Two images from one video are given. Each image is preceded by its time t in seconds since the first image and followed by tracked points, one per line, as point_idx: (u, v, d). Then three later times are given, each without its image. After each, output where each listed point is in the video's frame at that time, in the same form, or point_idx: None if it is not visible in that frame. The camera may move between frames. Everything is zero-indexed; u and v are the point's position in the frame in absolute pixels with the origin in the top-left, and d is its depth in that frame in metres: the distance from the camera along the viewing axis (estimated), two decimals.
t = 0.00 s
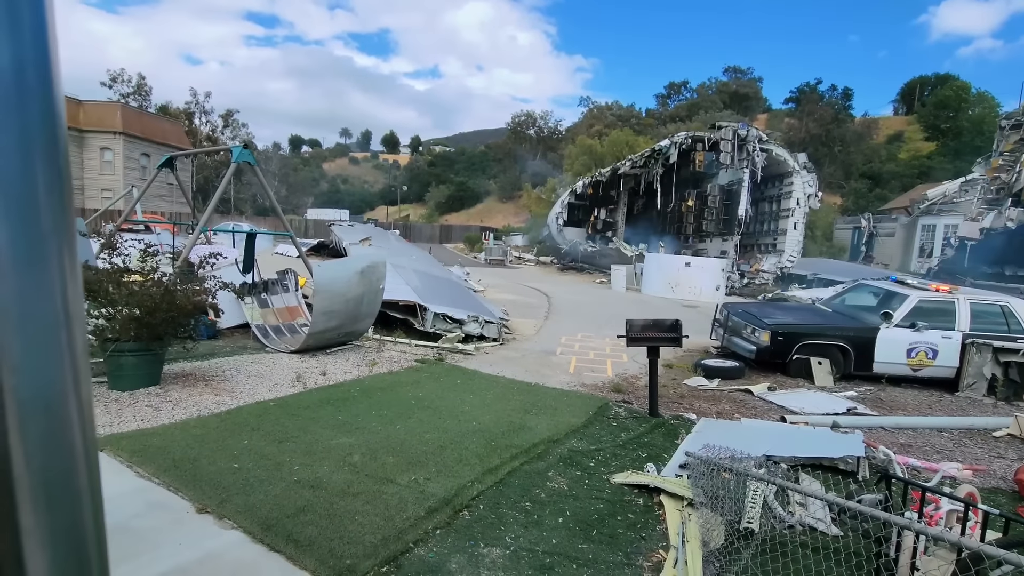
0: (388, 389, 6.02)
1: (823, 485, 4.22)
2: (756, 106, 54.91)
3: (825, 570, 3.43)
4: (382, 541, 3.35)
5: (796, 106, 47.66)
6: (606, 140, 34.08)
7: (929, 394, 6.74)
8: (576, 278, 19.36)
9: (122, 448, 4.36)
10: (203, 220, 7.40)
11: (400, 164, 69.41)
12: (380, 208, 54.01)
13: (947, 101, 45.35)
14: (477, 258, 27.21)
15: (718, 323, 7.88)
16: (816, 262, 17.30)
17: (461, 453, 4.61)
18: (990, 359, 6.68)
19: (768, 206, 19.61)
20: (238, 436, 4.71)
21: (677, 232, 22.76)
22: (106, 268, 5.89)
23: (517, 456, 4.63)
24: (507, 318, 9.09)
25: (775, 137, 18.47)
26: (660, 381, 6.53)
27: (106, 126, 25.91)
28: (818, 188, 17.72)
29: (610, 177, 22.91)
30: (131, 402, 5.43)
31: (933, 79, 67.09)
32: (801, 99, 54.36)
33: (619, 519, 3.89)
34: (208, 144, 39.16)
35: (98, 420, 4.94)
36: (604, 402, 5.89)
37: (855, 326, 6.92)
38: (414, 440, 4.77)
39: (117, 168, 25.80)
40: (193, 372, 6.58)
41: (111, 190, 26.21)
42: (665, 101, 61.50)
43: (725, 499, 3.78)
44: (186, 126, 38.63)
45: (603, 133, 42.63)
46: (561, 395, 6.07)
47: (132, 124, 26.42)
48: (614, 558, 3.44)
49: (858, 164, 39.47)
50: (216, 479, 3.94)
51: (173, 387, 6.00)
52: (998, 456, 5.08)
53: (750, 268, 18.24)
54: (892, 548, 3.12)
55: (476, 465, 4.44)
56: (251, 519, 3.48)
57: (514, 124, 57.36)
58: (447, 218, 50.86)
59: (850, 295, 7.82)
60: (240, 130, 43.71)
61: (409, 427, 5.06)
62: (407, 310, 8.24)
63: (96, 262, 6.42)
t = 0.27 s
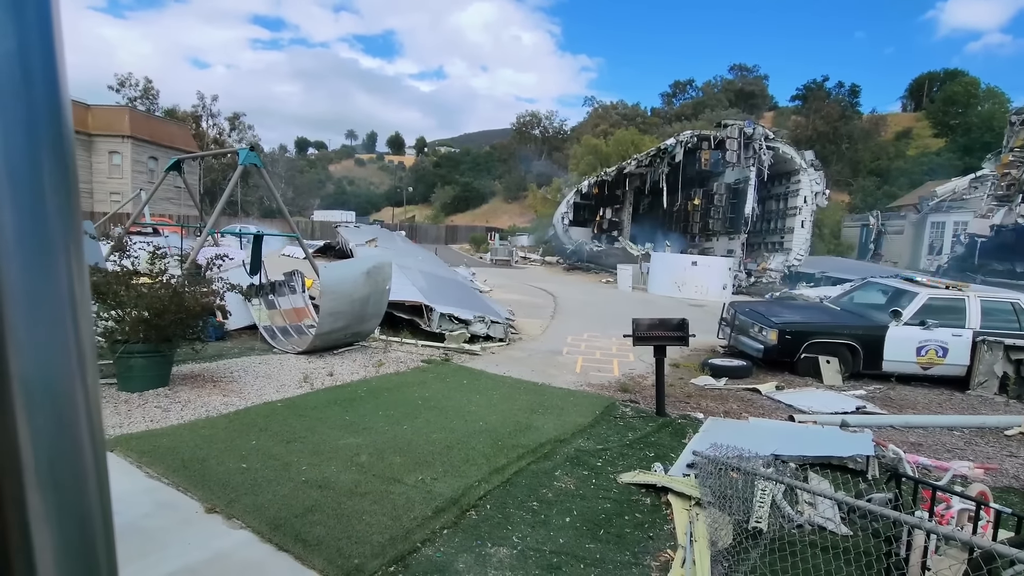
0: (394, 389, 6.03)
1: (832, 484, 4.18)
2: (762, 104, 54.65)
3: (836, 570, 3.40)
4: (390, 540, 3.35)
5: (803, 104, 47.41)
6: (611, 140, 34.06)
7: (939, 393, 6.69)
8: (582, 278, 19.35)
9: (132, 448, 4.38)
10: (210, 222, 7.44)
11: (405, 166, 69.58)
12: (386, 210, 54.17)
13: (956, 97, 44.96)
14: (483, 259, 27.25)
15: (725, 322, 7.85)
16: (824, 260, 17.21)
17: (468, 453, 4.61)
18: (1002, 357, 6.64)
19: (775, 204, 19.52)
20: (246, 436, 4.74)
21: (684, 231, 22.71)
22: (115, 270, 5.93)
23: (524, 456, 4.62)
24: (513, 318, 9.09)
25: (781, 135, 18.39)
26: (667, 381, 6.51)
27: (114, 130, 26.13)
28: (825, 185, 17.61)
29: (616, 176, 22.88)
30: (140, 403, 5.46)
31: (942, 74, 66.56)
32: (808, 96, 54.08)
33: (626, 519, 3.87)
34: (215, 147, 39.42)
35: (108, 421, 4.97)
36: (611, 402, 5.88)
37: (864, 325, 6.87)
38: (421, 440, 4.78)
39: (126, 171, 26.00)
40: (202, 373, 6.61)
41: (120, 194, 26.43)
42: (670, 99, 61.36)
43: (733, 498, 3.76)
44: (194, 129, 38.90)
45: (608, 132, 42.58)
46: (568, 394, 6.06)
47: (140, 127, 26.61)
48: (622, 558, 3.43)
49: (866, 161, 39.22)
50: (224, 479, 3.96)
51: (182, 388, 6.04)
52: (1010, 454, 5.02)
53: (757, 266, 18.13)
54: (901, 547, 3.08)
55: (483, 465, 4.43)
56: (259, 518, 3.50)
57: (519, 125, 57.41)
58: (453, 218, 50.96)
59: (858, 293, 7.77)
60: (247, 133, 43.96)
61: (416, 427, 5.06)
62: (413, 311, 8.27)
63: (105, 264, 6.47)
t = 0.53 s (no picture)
0: (398, 390, 6.03)
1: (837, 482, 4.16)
2: (763, 103, 54.56)
3: (842, 570, 3.37)
4: (394, 541, 3.35)
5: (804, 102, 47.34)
6: (612, 140, 34.00)
7: (944, 391, 6.66)
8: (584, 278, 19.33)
9: (136, 451, 4.39)
10: (213, 224, 7.43)
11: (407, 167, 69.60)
12: (388, 211, 54.15)
13: (958, 94, 44.84)
14: (485, 259, 27.25)
15: (728, 321, 7.83)
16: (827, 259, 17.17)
17: (471, 454, 4.60)
18: (1007, 355, 6.62)
19: (778, 203, 19.48)
20: (249, 438, 4.75)
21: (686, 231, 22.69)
22: (119, 273, 5.94)
23: (528, 457, 4.61)
24: (515, 318, 9.10)
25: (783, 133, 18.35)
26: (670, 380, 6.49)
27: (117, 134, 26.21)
28: (827, 183, 17.58)
29: (617, 176, 22.86)
30: (144, 406, 5.47)
31: (944, 71, 66.29)
32: (809, 94, 53.99)
33: (631, 518, 3.86)
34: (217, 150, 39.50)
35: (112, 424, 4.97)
36: (614, 401, 5.87)
37: (868, 323, 6.85)
38: (425, 441, 4.78)
39: (128, 174, 26.02)
40: (206, 375, 6.62)
41: (122, 197, 26.50)
42: (671, 98, 61.32)
43: (738, 497, 3.75)
44: (195, 132, 38.93)
45: (609, 132, 42.57)
46: (571, 395, 6.06)
47: (142, 131, 26.67)
48: (626, 557, 3.42)
49: (868, 159, 39.14)
50: (228, 481, 3.95)
51: (186, 390, 6.04)
52: (1017, 452, 5.00)
53: (760, 265, 18.08)
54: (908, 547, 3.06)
55: (487, 465, 4.43)
56: (263, 520, 3.49)
57: (520, 125, 57.46)
58: (455, 219, 50.99)
59: (861, 291, 7.74)
60: (248, 135, 44.04)
61: (420, 428, 5.06)
62: (416, 312, 8.27)
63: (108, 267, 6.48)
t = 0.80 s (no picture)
0: (397, 391, 6.03)
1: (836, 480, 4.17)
2: (761, 103, 54.65)
3: (843, 567, 3.38)
4: (395, 543, 3.35)
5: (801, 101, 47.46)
6: (610, 140, 34.03)
7: (942, 388, 6.68)
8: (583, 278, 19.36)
9: (136, 454, 4.39)
10: (211, 227, 7.42)
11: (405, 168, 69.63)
12: (386, 212, 54.14)
13: (954, 92, 44.97)
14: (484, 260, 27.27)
15: (727, 320, 7.85)
16: (825, 257, 17.21)
17: (472, 454, 4.61)
18: (1005, 352, 6.63)
19: (775, 202, 19.52)
20: (244, 441, 4.75)
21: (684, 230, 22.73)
22: (118, 277, 5.94)
23: (528, 457, 4.62)
24: (515, 319, 9.12)
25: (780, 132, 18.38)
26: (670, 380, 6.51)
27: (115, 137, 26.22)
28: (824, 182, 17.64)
29: (615, 176, 22.88)
30: (143, 408, 5.47)
31: (940, 69, 66.46)
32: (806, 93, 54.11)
33: (632, 518, 3.87)
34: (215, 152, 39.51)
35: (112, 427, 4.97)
36: (614, 401, 5.88)
37: (867, 321, 6.87)
38: (425, 442, 4.78)
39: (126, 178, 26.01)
40: (205, 378, 6.61)
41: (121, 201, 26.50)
42: (668, 98, 61.41)
43: (738, 496, 3.77)
44: (193, 135, 38.92)
45: (607, 132, 42.64)
46: (571, 395, 6.07)
47: (140, 134, 26.67)
48: (627, 557, 3.42)
49: (865, 158, 39.24)
50: (229, 484, 3.95)
51: (186, 393, 6.04)
52: (1015, 449, 5.01)
53: (758, 264, 18.11)
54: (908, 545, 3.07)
55: (488, 466, 4.44)
56: (264, 522, 3.49)
57: (517, 126, 57.51)
58: (453, 220, 51.00)
59: (859, 289, 7.76)
60: (246, 138, 44.02)
61: (420, 429, 5.06)
62: (415, 313, 8.28)
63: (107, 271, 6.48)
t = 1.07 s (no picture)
0: (394, 391, 6.04)
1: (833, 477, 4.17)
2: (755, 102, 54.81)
3: (839, 565, 3.38)
4: (393, 543, 3.35)
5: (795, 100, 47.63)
6: (606, 140, 34.07)
7: (938, 384, 6.71)
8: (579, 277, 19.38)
9: (132, 457, 4.37)
10: (206, 229, 7.38)
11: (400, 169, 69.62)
12: (382, 213, 54.05)
13: (946, 89, 45.21)
14: (480, 260, 27.26)
15: (723, 319, 7.86)
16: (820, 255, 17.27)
17: (470, 454, 4.62)
18: (999, 347, 6.68)
19: (771, 200, 19.58)
20: (267, 444, 4.77)
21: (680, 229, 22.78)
22: (113, 279, 5.92)
23: (526, 457, 4.62)
24: (511, 318, 9.13)
25: (775, 131, 18.43)
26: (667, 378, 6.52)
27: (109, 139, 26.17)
28: (819, 180, 17.72)
29: (611, 175, 22.91)
30: (139, 411, 5.45)
31: (932, 68, 66.90)
32: (800, 92, 54.36)
33: (630, 516, 3.87)
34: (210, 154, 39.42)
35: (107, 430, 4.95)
36: (611, 400, 5.89)
37: (862, 318, 6.90)
38: (423, 442, 4.79)
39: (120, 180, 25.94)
40: (201, 380, 6.59)
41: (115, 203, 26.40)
42: (663, 98, 61.61)
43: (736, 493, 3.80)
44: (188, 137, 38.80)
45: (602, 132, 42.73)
46: (569, 394, 6.08)
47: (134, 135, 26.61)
48: (626, 555, 3.43)
49: (859, 156, 39.42)
50: (225, 485, 3.94)
51: (181, 395, 6.02)
52: (1010, 444, 5.04)
53: (754, 262, 18.16)
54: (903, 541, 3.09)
55: (485, 466, 4.43)
56: (261, 524, 3.49)
57: (513, 126, 57.61)
58: (449, 220, 51.00)
59: (854, 287, 7.79)
60: (241, 139, 43.93)
61: (417, 430, 5.06)
62: (412, 313, 8.27)
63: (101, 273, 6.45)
